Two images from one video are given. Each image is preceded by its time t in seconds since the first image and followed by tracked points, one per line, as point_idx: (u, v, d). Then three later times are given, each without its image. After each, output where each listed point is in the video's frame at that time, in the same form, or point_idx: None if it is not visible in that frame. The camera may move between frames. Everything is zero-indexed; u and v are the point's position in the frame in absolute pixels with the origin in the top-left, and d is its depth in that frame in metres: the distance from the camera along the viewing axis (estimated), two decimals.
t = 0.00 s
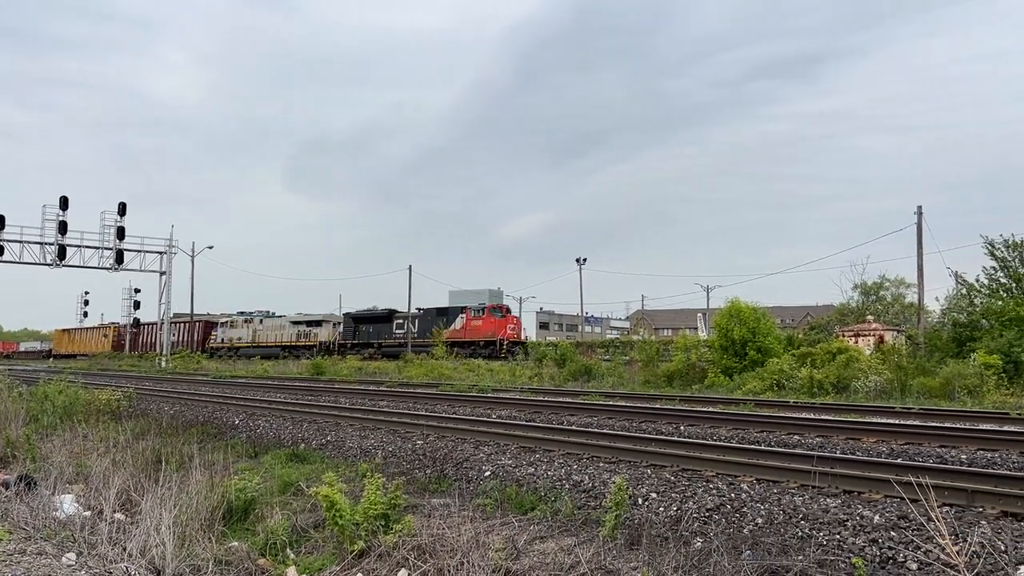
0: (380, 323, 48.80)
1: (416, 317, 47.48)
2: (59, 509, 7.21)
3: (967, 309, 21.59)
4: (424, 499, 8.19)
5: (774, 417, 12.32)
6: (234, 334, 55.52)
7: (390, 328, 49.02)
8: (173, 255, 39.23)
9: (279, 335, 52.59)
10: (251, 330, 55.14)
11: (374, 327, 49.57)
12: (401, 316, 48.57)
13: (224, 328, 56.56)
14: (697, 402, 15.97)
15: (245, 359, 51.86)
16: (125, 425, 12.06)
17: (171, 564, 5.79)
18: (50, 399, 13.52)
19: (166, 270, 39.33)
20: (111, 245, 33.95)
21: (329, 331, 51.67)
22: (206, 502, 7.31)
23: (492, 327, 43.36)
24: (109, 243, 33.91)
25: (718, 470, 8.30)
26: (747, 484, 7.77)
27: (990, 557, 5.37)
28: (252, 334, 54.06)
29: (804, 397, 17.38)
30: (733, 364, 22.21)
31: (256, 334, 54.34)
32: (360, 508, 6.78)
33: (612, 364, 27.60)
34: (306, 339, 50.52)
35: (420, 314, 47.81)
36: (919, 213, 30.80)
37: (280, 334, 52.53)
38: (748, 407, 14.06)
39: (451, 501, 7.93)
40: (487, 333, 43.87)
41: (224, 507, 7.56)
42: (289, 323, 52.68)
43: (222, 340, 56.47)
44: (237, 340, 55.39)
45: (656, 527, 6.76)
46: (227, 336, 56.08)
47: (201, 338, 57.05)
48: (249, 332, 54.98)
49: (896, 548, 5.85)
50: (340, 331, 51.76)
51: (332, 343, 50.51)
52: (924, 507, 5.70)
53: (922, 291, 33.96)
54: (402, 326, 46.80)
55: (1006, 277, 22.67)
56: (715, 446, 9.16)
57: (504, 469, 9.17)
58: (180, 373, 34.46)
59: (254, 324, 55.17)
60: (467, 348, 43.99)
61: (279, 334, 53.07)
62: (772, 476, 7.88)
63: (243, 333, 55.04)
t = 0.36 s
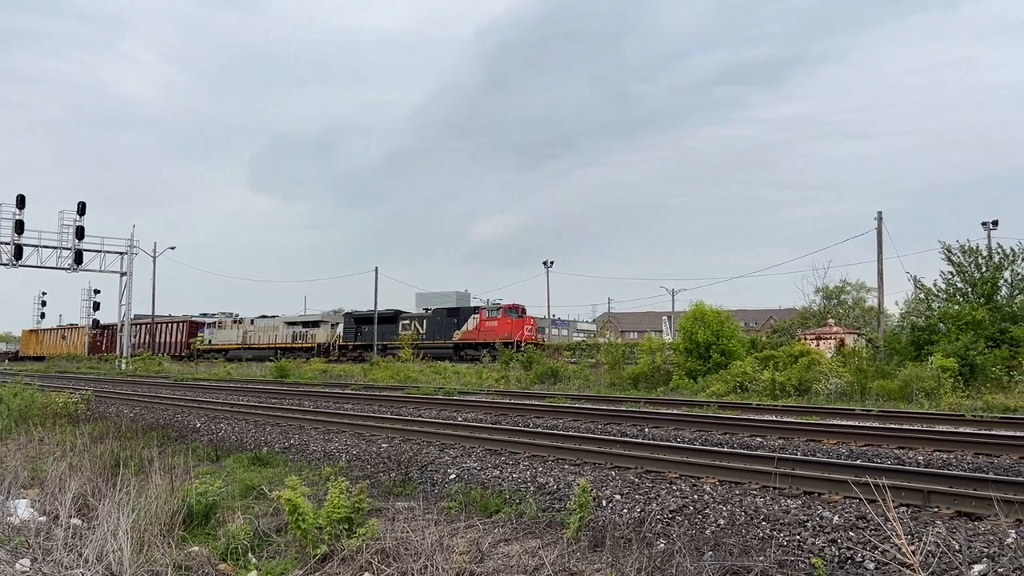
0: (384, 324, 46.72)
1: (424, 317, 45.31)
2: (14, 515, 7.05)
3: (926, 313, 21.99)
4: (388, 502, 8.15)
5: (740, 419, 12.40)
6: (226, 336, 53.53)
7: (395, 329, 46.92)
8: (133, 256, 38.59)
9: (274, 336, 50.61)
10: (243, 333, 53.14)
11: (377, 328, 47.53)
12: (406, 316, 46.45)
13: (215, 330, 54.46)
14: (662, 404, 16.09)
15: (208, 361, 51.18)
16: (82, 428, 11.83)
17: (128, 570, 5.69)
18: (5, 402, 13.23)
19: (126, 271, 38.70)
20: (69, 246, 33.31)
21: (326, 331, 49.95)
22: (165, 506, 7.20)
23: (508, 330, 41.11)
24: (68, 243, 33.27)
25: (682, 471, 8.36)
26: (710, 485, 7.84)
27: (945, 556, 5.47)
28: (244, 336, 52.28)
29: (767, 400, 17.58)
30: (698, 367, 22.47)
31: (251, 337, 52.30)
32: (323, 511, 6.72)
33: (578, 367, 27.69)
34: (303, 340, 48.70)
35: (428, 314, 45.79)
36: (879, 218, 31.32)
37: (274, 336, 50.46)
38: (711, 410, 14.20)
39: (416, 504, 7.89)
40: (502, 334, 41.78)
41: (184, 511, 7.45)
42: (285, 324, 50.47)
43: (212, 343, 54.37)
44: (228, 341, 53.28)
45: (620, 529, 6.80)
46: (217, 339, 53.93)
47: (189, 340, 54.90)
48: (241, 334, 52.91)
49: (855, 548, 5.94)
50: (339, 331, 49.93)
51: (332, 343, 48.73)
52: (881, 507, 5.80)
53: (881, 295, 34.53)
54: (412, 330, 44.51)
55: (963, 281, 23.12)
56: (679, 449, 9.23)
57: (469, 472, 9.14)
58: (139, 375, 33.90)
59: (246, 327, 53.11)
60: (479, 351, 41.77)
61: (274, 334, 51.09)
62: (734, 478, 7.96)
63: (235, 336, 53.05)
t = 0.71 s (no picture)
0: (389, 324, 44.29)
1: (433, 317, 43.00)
2: None
3: (882, 317, 22.41)
4: (349, 506, 8.09)
5: (694, 420, 12.62)
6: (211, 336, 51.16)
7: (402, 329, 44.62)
8: (90, 255, 37.83)
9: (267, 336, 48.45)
10: (231, 333, 50.74)
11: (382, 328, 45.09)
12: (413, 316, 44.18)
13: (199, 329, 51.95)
14: (624, 405, 16.22)
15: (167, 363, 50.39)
16: (34, 432, 11.56)
17: None
18: None
19: (82, 271, 37.87)
20: (23, 244, 32.49)
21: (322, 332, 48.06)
22: (120, 511, 7.07)
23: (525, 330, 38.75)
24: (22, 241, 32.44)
25: (644, 473, 8.41)
26: (671, 487, 7.90)
27: (898, 555, 5.57)
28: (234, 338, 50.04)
29: (728, 402, 17.78)
30: (660, 369, 22.66)
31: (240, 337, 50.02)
32: (283, 515, 6.64)
33: (542, 369, 27.74)
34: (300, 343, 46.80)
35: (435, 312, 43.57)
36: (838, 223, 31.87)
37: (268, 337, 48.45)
38: (673, 412, 14.32)
39: (377, 507, 7.84)
40: (519, 335, 39.63)
41: (140, 516, 7.32)
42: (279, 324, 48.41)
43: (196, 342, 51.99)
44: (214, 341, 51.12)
45: (581, 531, 6.82)
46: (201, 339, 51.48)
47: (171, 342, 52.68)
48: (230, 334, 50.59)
49: (811, 548, 6.03)
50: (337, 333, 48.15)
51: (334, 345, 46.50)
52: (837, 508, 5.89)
53: (839, 299, 35.14)
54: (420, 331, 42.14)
55: (918, 286, 23.60)
56: (641, 450, 9.29)
57: (431, 474, 9.11)
58: (94, 377, 33.22)
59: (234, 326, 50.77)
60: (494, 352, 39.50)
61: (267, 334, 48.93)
62: (695, 479, 8.04)
63: (222, 336, 50.62)
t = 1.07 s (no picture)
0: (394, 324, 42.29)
1: (441, 317, 41.13)
2: None
3: (836, 320, 22.81)
4: (305, 509, 8.00)
5: (636, 420, 12.92)
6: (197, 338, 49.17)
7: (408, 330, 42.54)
8: (39, 253, 36.92)
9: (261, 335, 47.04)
10: (220, 333, 49.06)
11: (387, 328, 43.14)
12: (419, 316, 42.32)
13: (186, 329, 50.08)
14: (583, 407, 16.31)
15: (120, 364, 49.38)
16: None
17: None
18: None
19: (31, 270, 36.94)
20: None
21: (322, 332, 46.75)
22: (69, 515, 6.91)
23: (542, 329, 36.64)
24: None
25: (601, 474, 8.46)
26: (628, 488, 7.96)
27: (848, 555, 5.68)
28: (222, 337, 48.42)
29: (686, 403, 17.94)
30: (620, 371, 22.74)
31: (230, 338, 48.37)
32: (237, 519, 6.55)
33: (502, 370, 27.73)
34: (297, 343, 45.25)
35: (443, 313, 41.88)
36: (795, 227, 32.37)
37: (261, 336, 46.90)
38: (631, 413, 14.42)
39: (333, 510, 7.77)
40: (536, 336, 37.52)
41: (90, 520, 7.16)
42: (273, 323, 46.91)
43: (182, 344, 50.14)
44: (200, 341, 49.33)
45: (538, 532, 6.83)
46: (187, 339, 49.51)
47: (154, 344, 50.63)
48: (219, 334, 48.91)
49: (764, 547, 6.11)
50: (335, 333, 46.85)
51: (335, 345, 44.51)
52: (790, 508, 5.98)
53: (794, 301, 35.69)
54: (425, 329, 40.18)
55: (871, 290, 24.07)
56: (599, 451, 9.33)
57: (389, 477, 9.05)
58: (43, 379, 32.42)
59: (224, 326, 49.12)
60: (507, 353, 37.89)
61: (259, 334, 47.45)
62: (651, 480, 8.10)
63: (210, 336, 48.90)
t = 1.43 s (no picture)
0: (398, 324, 40.24)
1: (450, 317, 39.07)
2: None
3: (785, 323, 23.24)
4: (253, 511, 7.90)
5: (575, 420, 13.15)
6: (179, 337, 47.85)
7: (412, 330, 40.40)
8: None
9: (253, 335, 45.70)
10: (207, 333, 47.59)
11: (389, 328, 41.00)
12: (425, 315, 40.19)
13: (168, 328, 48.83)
14: (538, 407, 16.36)
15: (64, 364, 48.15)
16: None
17: None
18: None
19: None
20: None
21: (318, 331, 45.35)
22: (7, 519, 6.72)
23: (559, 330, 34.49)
24: None
25: (553, 475, 8.49)
26: (579, 488, 8.00)
27: (793, 553, 5.79)
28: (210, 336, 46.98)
29: (638, 404, 18.10)
30: (573, 372, 22.83)
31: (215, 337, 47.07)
32: (183, 522, 6.43)
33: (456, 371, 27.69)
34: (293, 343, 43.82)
35: (451, 313, 39.81)
36: (744, 233, 32.93)
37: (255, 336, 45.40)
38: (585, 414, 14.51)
39: (282, 512, 7.67)
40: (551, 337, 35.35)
41: (29, 525, 6.97)
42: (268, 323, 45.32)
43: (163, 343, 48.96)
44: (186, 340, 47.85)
45: (489, 533, 6.83)
46: (169, 338, 48.06)
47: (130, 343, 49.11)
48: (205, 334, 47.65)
49: (712, 546, 6.19)
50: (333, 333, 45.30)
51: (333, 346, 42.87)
52: (737, 507, 6.07)
53: (744, 304, 36.28)
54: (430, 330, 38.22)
55: (819, 293, 24.57)
56: (553, 452, 9.35)
57: (339, 478, 8.97)
58: None
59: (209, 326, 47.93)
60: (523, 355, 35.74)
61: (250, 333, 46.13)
62: (602, 480, 8.16)
63: (197, 335, 47.44)
